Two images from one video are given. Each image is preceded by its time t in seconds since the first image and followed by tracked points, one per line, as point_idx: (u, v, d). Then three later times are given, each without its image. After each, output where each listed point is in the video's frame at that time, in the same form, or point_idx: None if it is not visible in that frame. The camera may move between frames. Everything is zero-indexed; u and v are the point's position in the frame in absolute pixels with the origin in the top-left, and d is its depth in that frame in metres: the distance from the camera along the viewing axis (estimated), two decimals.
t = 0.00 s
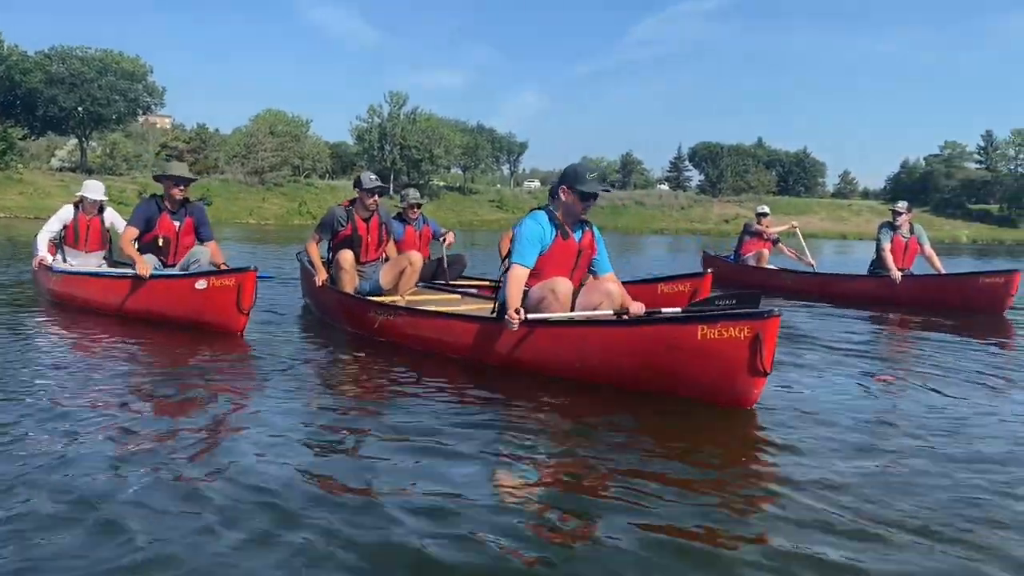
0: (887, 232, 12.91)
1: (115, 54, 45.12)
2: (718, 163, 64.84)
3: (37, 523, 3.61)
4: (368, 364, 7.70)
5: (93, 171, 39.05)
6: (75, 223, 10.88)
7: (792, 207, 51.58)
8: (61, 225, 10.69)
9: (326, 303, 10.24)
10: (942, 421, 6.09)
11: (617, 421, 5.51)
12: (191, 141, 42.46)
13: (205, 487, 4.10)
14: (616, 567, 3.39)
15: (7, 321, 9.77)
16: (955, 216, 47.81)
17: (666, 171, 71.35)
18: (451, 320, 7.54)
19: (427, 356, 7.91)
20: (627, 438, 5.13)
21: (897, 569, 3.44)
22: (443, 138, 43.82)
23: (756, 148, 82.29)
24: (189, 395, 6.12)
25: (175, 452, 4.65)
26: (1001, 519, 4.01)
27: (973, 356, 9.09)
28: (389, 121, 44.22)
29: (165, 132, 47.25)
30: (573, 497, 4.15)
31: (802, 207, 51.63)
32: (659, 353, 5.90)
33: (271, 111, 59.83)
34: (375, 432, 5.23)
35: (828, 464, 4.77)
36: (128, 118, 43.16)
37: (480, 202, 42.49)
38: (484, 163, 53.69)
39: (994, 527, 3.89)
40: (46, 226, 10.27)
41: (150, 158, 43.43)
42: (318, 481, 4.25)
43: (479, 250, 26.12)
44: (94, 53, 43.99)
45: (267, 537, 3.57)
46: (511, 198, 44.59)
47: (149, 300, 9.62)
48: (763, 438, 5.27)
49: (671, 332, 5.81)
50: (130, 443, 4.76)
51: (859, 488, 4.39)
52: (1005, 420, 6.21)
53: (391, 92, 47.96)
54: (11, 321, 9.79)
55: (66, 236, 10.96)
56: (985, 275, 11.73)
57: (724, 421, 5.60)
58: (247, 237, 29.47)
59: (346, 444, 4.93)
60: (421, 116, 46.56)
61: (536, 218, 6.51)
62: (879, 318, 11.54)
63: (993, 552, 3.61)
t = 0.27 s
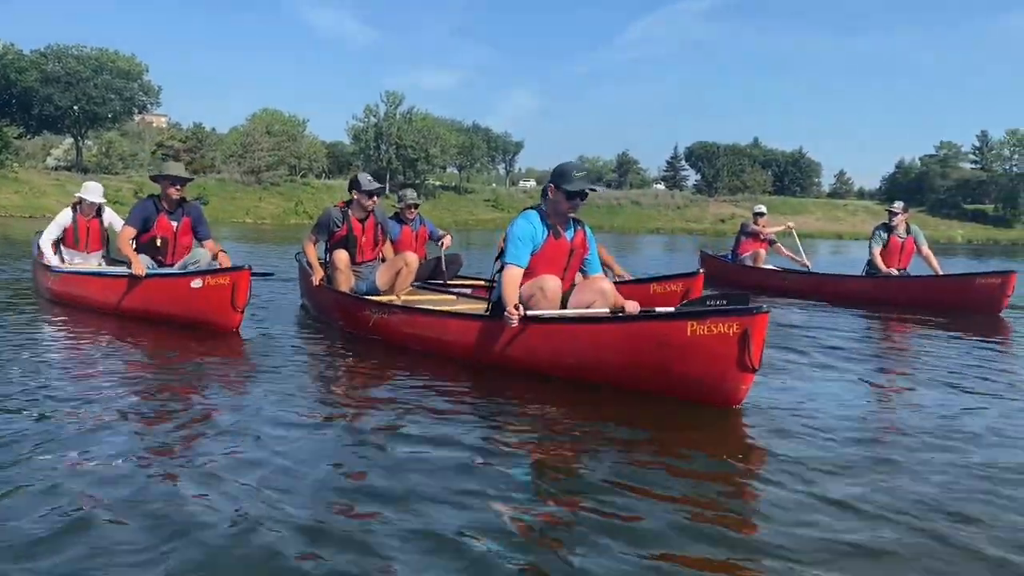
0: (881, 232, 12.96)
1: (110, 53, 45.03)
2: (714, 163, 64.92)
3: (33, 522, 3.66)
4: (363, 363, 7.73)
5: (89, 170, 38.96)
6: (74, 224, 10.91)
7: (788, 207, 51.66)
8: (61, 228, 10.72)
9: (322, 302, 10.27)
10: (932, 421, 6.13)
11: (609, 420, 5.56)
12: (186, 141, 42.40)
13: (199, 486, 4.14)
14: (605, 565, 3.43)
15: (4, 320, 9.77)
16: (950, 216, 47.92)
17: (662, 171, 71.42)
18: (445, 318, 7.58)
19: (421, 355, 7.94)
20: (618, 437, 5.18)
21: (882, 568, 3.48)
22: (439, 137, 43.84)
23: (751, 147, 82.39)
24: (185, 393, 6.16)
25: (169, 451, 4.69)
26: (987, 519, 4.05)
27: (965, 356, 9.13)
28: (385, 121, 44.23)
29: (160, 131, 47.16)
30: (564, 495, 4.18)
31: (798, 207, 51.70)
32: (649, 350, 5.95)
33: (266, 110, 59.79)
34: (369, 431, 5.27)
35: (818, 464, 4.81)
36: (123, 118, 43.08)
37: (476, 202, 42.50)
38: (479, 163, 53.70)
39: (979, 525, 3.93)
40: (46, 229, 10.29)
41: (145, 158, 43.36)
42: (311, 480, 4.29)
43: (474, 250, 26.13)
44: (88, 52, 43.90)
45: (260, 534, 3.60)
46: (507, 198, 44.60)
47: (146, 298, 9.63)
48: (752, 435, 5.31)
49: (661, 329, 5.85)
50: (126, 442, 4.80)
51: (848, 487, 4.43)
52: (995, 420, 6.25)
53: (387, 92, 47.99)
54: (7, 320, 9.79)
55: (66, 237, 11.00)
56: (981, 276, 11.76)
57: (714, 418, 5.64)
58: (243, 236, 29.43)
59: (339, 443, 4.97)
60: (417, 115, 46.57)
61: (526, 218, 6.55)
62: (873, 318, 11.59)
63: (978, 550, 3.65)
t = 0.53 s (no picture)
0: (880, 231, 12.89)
1: (106, 52, 44.95)
2: (711, 162, 64.83)
3: (16, 526, 3.57)
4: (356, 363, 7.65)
5: (84, 169, 38.85)
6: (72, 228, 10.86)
7: (785, 207, 51.61)
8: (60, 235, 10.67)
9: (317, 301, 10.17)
10: (929, 421, 6.03)
11: (600, 421, 5.48)
12: (182, 139, 42.30)
13: (180, 489, 4.04)
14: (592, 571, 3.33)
15: None
16: (947, 216, 47.85)
17: (659, 171, 71.38)
18: (438, 320, 7.50)
19: (414, 355, 7.86)
20: (609, 439, 5.09)
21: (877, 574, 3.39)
22: (436, 137, 43.78)
23: (749, 148, 82.39)
24: (172, 394, 6.07)
25: (151, 452, 4.60)
26: (985, 523, 3.96)
27: (964, 355, 9.05)
28: (382, 120, 44.15)
29: (156, 130, 47.07)
30: (552, 498, 4.09)
31: (795, 207, 51.66)
32: (640, 351, 5.87)
33: (262, 110, 59.78)
34: (356, 432, 5.17)
35: (812, 466, 4.72)
36: (119, 116, 42.99)
37: (473, 202, 42.41)
38: (476, 162, 53.63)
39: (977, 530, 3.84)
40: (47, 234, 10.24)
41: (141, 157, 43.24)
42: (294, 482, 4.20)
43: (471, 250, 26.05)
44: (84, 51, 43.84)
45: (239, 540, 3.51)
46: (504, 197, 44.52)
47: (137, 295, 9.54)
48: (744, 436, 5.23)
49: (651, 330, 5.78)
50: (107, 444, 4.71)
51: (843, 491, 4.33)
52: (993, 420, 6.16)
53: (383, 91, 47.92)
54: None
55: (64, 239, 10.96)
56: (982, 275, 11.67)
57: (706, 419, 5.56)
58: (239, 235, 29.33)
59: (325, 445, 4.87)
60: (414, 114, 46.49)
61: (519, 217, 6.45)
62: (873, 317, 11.50)
63: (975, 557, 3.56)
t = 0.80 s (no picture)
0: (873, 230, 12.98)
1: (100, 50, 44.96)
2: (705, 161, 64.99)
3: (13, 521, 3.68)
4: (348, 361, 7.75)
5: (78, 167, 38.88)
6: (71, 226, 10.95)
7: (779, 206, 51.75)
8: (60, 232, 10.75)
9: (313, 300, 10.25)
10: (913, 419, 6.13)
11: (585, 421, 5.59)
12: (177, 137, 42.32)
13: (175, 487, 4.13)
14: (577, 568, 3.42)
15: None
16: (939, 215, 48.06)
17: (655, 170, 71.47)
18: (429, 319, 7.60)
19: (407, 354, 7.96)
20: (594, 438, 5.21)
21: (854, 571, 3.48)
22: (431, 135, 43.81)
23: (744, 146, 82.51)
24: (167, 391, 6.16)
25: (147, 450, 4.68)
26: (962, 520, 4.05)
27: (951, 355, 9.17)
28: (377, 118, 44.18)
29: (151, 128, 47.08)
30: (540, 497, 4.18)
31: (789, 206, 51.80)
32: (625, 350, 5.97)
33: (258, 108, 59.75)
34: (349, 429, 5.27)
35: (795, 464, 4.81)
36: (113, 114, 43.01)
37: (467, 200, 42.47)
38: (472, 161, 53.66)
39: (953, 526, 3.94)
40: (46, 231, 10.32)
41: (136, 155, 43.27)
42: (287, 480, 4.28)
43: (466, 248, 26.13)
44: (78, 49, 43.85)
45: (233, 536, 3.59)
46: (499, 196, 44.59)
47: (126, 292, 9.64)
48: (727, 434, 5.34)
49: (636, 330, 5.88)
50: (104, 442, 4.79)
51: (824, 488, 4.43)
52: (976, 419, 6.26)
53: (378, 89, 47.94)
54: None
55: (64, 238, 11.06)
56: (974, 275, 11.77)
57: (690, 417, 5.67)
58: (234, 233, 29.37)
59: (318, 442, 4.96)
60: (409, 112, 46.50)
61: (509, 216, 6.53)
62: (863, 316, 11.62)
63: (950, 553, 3.65)
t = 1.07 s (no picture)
0: (865, 229, 13.00)
1: (92, 46, 44.80)
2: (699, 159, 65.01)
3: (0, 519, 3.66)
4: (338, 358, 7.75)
5: (70, 163, 38.74)
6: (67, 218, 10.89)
7: (773, 204, 51.83)
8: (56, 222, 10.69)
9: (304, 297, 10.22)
10: (901, 418, 6.13)
11: (571, 418, 5.59)
12: (169, 133, 42.19)
13: (161, 485, 4.10)
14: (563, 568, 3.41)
15: None
16: (932, 214, 48.19)
17: (648, 168, 71.50)
18: (419, 316, 7.60)
19: (397, 351, 7.95)
20: (579, 435, 5.21)
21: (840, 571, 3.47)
22: (425, 132, 43.77)
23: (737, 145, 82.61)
24: (156, 388, 6.13)
25: (134, 447, 4.66)
26: (948, 520, 4.04)
27: (941, 353, 9.20)
28: (370, 115, 44.12)
29: (143, 124, 46.93)
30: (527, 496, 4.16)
31: (782, 204, 51.88)
32: (611, 348, 5.98)
33: (251, 105, 59.61)
34: (340, 426, 5.27)
35: (784, 463, 4.80)
36: (105, 111, 42.86)
37: (461, 198, 42.44)
38: (465, 158, 53.61)
39: (940, 525, 3.95)
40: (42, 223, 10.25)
41: (128, 151, 43.13)
42: (274, 477, 4.27)
43: (459, 245, 26.11)
44: (70, 45, 43.68)
45: (220, 536, 3.57)
46: (493, 193, 44.56)
47: (116, 290, 9.62)
48: (714, 431, 5.34)
49: (622, 328, 5.88)
50: (91, 439, 4.77)
51: (811, 489, 4.42)
52: (965, 418, 6.26)
53: (371, 87, 47.88)
54: None
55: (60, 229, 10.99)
56: (967, 273, 11.79)
57: (676, 413, 5.68)
58: (226, 230, 29.30)
59: (307, 439, 4.94)
60: (403, 110, 46.44)
61: (496, 215, 6.52)
62: (855, 314, 11.64)
63: (936, 553, 3.64)
